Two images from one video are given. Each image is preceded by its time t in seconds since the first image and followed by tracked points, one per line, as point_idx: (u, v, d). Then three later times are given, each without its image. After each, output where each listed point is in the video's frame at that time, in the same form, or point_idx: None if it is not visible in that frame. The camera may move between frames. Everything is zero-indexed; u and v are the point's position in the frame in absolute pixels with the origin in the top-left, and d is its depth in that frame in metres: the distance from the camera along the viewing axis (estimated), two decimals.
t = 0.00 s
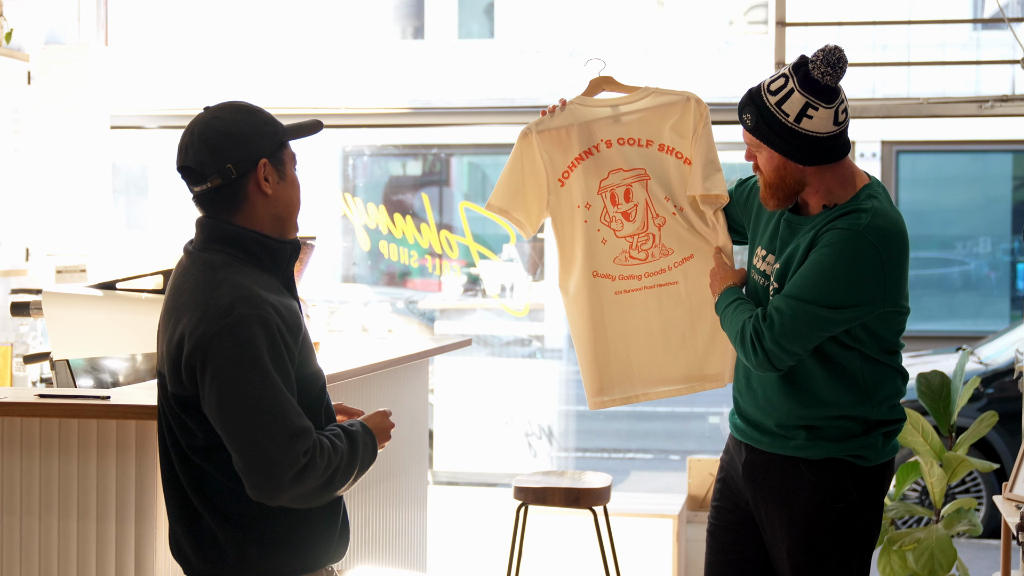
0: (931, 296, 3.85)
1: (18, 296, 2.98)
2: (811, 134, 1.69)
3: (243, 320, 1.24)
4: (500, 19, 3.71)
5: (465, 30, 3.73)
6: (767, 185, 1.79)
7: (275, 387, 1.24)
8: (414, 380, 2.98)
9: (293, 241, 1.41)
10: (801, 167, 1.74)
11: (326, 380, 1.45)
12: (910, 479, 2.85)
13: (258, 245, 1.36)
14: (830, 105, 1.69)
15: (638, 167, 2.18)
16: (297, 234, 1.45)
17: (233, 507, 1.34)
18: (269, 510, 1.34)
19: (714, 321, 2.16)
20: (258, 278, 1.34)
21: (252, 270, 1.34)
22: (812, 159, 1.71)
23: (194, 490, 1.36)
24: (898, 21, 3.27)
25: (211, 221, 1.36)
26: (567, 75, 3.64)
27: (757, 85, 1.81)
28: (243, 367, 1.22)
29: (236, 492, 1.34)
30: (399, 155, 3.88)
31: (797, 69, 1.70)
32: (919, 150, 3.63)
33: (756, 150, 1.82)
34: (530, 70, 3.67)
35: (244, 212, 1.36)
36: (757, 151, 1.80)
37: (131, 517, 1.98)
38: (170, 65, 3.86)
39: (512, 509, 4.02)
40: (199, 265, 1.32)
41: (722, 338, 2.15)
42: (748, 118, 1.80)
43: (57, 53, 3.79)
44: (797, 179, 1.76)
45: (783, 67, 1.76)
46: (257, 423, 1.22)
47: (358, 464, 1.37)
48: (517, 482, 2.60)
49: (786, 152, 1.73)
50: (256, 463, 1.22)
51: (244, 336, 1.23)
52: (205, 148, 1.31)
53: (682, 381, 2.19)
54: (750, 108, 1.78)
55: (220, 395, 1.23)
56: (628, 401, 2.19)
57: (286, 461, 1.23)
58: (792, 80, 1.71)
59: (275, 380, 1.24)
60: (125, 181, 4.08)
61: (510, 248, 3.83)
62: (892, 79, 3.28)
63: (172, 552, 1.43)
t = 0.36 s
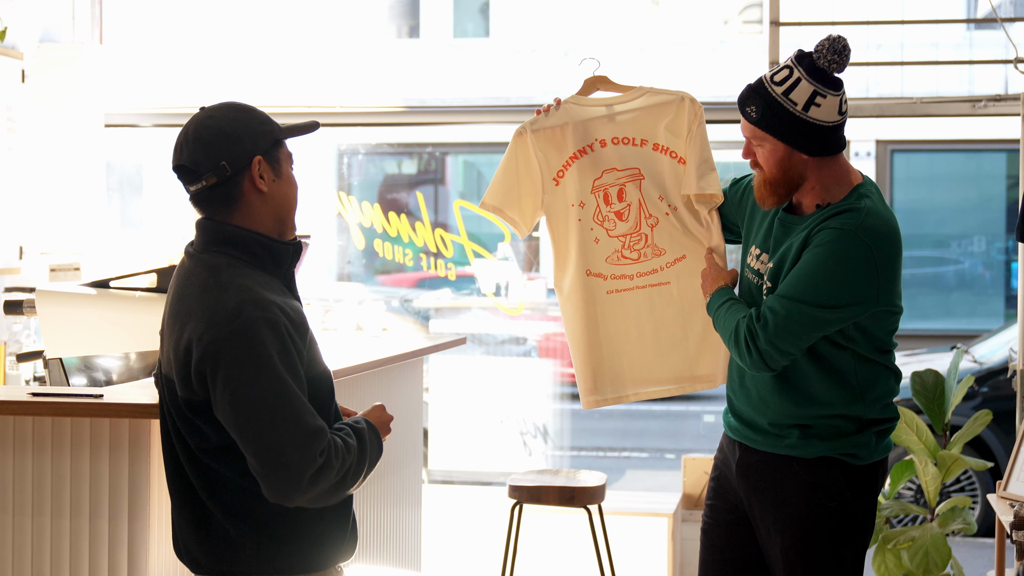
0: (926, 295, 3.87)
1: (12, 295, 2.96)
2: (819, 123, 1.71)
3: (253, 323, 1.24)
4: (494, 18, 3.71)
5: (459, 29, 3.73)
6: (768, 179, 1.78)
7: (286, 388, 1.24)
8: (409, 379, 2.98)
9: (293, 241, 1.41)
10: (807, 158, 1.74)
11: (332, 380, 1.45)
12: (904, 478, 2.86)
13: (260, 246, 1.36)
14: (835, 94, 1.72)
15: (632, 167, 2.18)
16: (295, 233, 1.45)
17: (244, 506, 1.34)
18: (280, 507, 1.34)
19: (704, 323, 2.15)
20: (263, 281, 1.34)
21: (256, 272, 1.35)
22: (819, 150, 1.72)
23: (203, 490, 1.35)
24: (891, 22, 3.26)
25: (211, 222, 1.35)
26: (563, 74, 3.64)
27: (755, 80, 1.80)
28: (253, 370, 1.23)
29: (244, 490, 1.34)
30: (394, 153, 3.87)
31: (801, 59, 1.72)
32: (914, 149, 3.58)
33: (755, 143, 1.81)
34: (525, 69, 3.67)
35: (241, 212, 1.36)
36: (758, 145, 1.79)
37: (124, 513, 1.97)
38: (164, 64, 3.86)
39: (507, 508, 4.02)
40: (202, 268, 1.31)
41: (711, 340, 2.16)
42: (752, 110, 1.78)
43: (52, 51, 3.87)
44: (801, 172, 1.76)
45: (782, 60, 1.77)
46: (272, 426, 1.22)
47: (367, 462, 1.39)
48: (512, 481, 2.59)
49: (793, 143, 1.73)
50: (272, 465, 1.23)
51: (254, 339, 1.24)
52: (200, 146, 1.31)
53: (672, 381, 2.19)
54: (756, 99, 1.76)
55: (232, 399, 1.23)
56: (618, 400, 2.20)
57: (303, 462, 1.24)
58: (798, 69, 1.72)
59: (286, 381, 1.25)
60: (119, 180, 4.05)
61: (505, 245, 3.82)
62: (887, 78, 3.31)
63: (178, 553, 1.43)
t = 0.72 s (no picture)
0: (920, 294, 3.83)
1: (6, 294, 2.96)
2: (840, 101, 1.77)
3: (246, 328, 1.24)
4: (491, 18, 3.70)
5: (456, 29, 3.72)
6: (796, 153, 1.75)
7: (280, 392, 1.24)
8: (404, 379, 2.98)
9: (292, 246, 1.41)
10: (828, 136, 1.77)
11: (327, 383, 1.45)
12: (899, 479, 2.86)
13: (256, 251, 1.36)
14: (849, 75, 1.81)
15: (620, 183, 2.19)
16: (295, 238, 1.45)
17: (242, 508, 1.34)
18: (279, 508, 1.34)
19: (677, 343, 2.18)
20: (255, 286, 1.35)
21: (249, 278, 1.34)
22: (838, 128, 1.77)
23: (199, 494, 1.35)
24: (886, 22, 3.27)
25: (209, 226, 1.35)
26: (559, 74, 3.64)
27: (769, 63, 1.80)
28: (247, 375, 1.23)
29: (242, 492, 1.34)
30: (390, 153, 3.87)
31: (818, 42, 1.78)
32: (911, 150, 3.66)
33: (773, 121, 1.77)
34: (522, 69, 3.67)
35: (244, 216, 1.36)
36: (781, 121, 1.76)
37: (117, 513, 1.98)
38: (161, 63, 3.86)
39: (503, 508, 4.02)
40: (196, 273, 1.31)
41: (684, 360, 2.19)
42: (783, 82, 1.74)
43: (49, 52, 3.85)
44: (825, 150, 1.76)
45: (793, 46, 1.80)
46: (268, 429, 1.23)
47: (363, 464, 1.39)
48: (507, 481, 2.60)
49: (821, 117, 1.75)
50: (269, 469, 1.23)
51: (246, 344, 1.24)
52: (203, 151, 1.31)
53: (642, 399, 2.22)
54: (787, 71, 1.74)
55: (226, 404, 1.23)
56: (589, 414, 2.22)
57: (300, 464, 1.24)
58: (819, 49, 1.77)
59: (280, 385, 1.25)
60: (114, 180, 4.06)
61: (501, 246, 3.82)
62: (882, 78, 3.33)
63: (175, 558, 1.42)
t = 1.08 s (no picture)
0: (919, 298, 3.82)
1: (5, 296, 2.95)
2: (840, 102, 1.79)
3: (242, 328, 1.25)
4: (490, 20, 3.70)
5: (455, 31, 3.72)
6: (794, 153, 1.75)
7: (275, 393, 1.25)
8: (402, 381, 2.98)
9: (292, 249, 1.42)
10: (826, 137, 1.78)
11: (321, 386, 1.46)
12: (896, 481, 2.87)
13: (255, 252, 1.36)
14: (848, 78, 1.82)
15: (620, 183, 2.20)
16: (294, 241, 1.45)
17: (230, 510, 1.34)
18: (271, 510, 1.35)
19: (675, 344, 2.18)
20: (253, 286, 1.35)
21: (248, 279, 1.35)
22: (836, 130, 1.79)
23: (189, 495, 1.36)
24: (884, 25, 3.25)
25: (208, 227, 1.36)
26: (558, 76, 3.65)
27: (770, 61, 1.81)
28: (243, 375, 1.23)
29: (232, 494, 1.34)
30: (388, 155, 3.88)
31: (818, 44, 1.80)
32: (908, 153, 3.66)
33: (772, 119, 1.78)
34: (520, 71, 3.67)
35: (244, 221, 1.37)
36: (781, 119, 1.77)
37: (117, 515, 1.98)
38: (159, 65, 3.87)
39: (501, 510, 4.02)
40: (194, 272, 1.32)
41: (682, 362, 2.18)
42: (783, 81, 1.76)
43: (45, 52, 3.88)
44: (823, 151, 1.78)
45: (794, 47, 1.82)
46: (262, 430, 1.23)
47: (355, 468, 1.39)
48: (504, 483, 2.60)
49: (820, 118, 1.77)
50: (262, 470, 1.23)
51: (243, 344, 1.24)
52: (206, 155, 1.31)
53: (638, 398, 2.21)
54: (787, 71, 1.75)
55: (221, 403, 1.23)
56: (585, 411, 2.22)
57: (293, 466, 1.24)
58: (819, 51, 1.79)
59: (275, 385, 1.25)
60: (113, 181, 4.08)
61: (499, 249, 3.83)
62: (880, 81, 3.34)
63: (165, 558, 1.43)
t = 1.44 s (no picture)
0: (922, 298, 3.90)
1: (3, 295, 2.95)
2: (841, 104, 1.79)
3: (244, 330, 1.25)
4: (490, 20, 3.71)
5: (455, 31, 3.73)
6: (794, 155, 1.75)
7: (278, 395, 1.25)
8: (400, 381, 2.99)
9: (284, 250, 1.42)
10: (827, 139, 1.78)
11: (320, 388, 1.46)
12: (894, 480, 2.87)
13: (251, 252, 1.36)
14: (850, 80, 1.82)
15: (616, 179, 2.20)
16: (286, 241, 1.46)
17: (228, 515, 1.34)
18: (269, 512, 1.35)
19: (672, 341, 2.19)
20: (251, 286, 1.35)
21: (246, 279, 1.35)
22: (836, 132, 1.79)
23: (184, 500, 1.35)
24: (883, 24, 3.26)
25: (203, 227, 1.36)
26: (558, 76, 3.65)
27: (773, 61, 1.80)
28: (245, 377, 1.23)
29: (229, 498, 1.34)
30: (388, 155, 3.89)
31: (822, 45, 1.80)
32: (909, 152, 3.58)
33: (773, 121, 1.78)
34: (520, 71, 3.68)
35: (236, 221, 1.37)
36: (782, 121, 1.77)
37: (113, 513, 1.98)
38: (158, 65, 3.88)
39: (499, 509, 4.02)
40: (193, 275, 1.32)
41: (677, 358, 2.19)
42: (786, 83, 1.75)
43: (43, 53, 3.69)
44: (823, 153, 1.78)
45: (797, 47, 1.81)
46: (266, 432, 1.23)
47: (354, 468, 1.40)
48: (501, 482, 2.60)
49: (821, 121, 1.77)
50: (266, 472, 1.23)
51: (244, 346, 1.24)
52: (198, 156, 1.31)
53: (634, 393, 2.24)
54: (790, 73, 1.75)
55: (223, 407, 1.24)
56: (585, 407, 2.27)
57: (296, 468, 1.25)
58: (823, 52, 1.78)
59: (278, 387, 1.26)
60: (112, 182, 4.14)
61: (498, 248, 3.83)
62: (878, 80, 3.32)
63: (159, 562, 1.43)
